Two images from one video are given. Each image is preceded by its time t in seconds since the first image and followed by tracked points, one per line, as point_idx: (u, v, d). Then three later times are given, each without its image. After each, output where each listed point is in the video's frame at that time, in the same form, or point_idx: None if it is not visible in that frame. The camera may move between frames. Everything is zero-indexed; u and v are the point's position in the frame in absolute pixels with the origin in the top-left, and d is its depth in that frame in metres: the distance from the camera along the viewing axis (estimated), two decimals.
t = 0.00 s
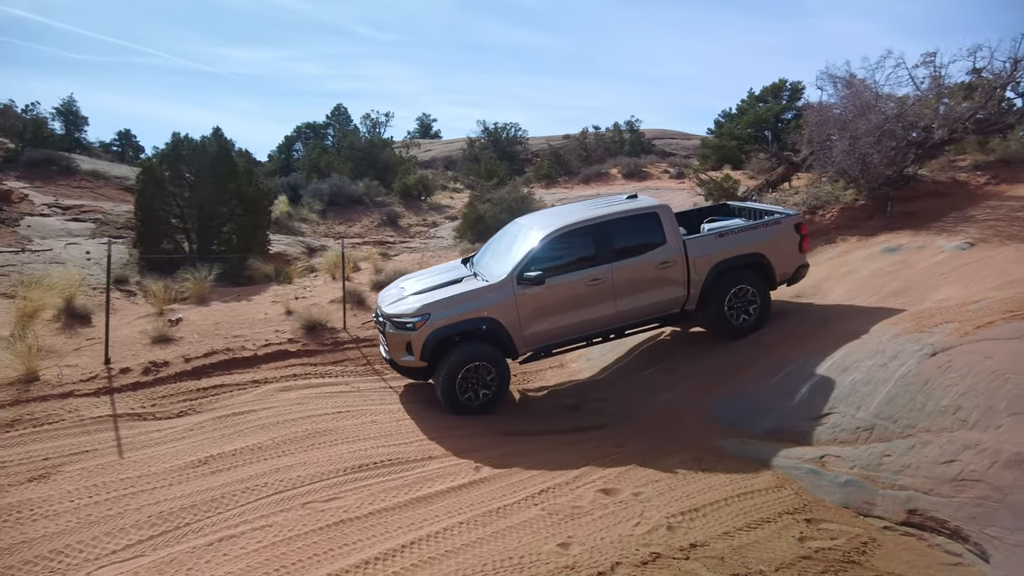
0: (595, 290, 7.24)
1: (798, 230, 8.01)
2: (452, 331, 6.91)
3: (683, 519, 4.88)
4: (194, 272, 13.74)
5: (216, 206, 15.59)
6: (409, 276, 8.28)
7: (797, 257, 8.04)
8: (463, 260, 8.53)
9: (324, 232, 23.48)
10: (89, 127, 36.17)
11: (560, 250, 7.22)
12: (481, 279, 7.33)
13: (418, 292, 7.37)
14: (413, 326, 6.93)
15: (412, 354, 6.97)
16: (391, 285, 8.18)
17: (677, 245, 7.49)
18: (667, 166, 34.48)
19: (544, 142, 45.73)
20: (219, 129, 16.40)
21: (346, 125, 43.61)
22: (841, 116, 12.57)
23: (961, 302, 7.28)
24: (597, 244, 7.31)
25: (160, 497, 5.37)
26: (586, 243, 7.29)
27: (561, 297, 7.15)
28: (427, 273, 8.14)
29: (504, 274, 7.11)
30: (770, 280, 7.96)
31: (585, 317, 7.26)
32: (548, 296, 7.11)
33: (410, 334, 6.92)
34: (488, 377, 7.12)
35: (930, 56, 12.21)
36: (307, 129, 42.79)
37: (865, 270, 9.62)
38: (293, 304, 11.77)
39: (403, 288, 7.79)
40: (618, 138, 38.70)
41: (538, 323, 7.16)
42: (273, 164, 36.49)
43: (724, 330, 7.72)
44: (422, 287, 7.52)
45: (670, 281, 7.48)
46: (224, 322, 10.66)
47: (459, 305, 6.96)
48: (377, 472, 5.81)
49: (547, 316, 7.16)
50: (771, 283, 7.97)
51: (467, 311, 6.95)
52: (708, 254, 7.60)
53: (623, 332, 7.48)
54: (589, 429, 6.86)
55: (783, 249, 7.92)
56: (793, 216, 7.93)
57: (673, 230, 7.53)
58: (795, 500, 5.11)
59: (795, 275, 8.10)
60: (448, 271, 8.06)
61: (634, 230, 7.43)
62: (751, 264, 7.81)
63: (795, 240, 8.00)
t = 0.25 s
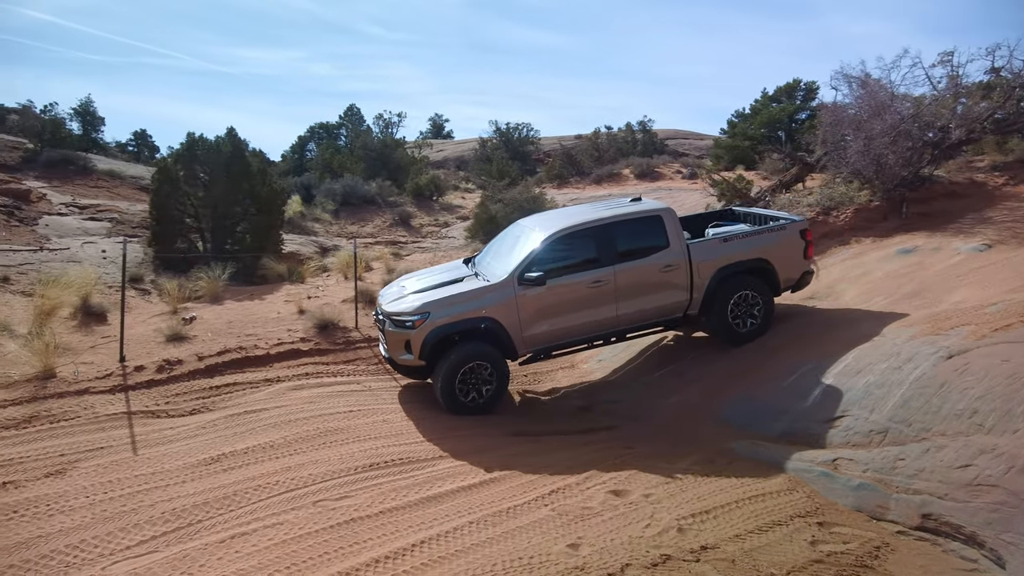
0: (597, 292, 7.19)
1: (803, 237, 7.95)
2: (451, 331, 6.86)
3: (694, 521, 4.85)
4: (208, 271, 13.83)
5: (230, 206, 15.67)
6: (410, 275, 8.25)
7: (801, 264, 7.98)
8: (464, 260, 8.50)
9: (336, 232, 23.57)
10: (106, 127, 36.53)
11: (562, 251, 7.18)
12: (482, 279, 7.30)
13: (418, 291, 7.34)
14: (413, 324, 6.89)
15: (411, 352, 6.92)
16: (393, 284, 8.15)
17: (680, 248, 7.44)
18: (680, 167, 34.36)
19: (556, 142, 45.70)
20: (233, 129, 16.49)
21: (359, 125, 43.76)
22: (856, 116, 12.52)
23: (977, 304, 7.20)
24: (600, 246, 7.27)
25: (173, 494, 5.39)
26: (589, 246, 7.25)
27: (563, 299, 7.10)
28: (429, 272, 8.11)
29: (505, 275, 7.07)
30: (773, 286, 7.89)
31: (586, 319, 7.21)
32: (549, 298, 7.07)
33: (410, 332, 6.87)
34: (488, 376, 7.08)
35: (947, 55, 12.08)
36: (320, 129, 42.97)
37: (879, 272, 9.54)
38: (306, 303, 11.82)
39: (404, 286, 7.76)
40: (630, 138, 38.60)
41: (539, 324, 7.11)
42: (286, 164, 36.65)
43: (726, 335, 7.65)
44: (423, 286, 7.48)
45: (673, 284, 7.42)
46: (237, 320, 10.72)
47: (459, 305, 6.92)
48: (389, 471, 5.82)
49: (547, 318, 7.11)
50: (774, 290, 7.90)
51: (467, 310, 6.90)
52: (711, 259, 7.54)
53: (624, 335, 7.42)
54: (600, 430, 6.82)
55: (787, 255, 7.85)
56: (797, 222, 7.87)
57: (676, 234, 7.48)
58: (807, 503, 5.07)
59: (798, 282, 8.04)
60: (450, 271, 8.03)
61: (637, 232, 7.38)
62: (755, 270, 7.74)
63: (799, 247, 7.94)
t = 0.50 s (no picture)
0: (596, 294, 7.17)
1: (807, 242, 7.86)
2: (448, 330, 6.84)
3: (703, 523, 4.83)
4: (219, 271, 13.90)
5: (241, 206, 15.80)
6: (411, 274, 8.22)
7: (805, 270, 7.89)
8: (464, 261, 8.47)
9: (347, 232, 23.64)
10: (119, 128, 36.79)
11: (562, 253, 7.16)
12: (481, 279, 7.27)
13: (417, 290, 7.32)
14: (410, 323, 6.86)
15: (408, 352, 6.90)
16: (392, 282, 8.12)
17: (681, 252, 7.40)
18: (690, 167, 34.28)
19: (565, 143, 45.66)
20: (245, 129, 16.58)
21: (369, 126, 43.89)
22: (868, 117, 12.46)
23: (991, 307, 7.13)
24: (600, 248, 7.24)
25: (184, 492, 5.41)
26: (589, 248, 7.22)
27: (562, 300, 7.08)
28: (429, 271, 8.10)
29: (504, 275, 7.05)
30: (776, 291, 7.81)
31: (585, 321, 7.19)
32: (548, 299, 7.05)
33: (407, 331, 6.85)
34: (487, 375, 7.05)
35: (962, 55, 11.99)
36: (331, 130, 43.14)
37: (891, 274, 9.46)
38: (316, 303, 11.86)
39: (403, 285, 7.75)
40: (640, 139, 38.50)
41: (537, 325, 7.08)
42: (297, 164, 36.79)
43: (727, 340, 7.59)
44: (422, 285, 7.45)
45: (674, 288, 7.38)
46: (248, 320, 10.77)
47: (457, 304, 6.90)
48: (398, 470, 5.83)
49: (546, 320, 7.08)
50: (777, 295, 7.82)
51: (465, 310, 6.88)
52: (713, 263, 7.49)
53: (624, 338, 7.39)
54: (608, 431, 6.80)
55: (791, 261, 7.77)
56: (801, 227, 7.79)
57: (678, 237, 7.44)
58: (817, 506, 5.03)
59: (803, 289, 7.93)
60: (450, 270, 8.01)
61: (639, 235, 7.34)
62: (757, 275, 7.67)
63: (804, 252, 7.84)
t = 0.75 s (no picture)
0: (596, 296, 7.11)
1: (809, 246, 7.81)
2: (445, 330, 6.80)
3: (710, 525, 4.80)
4: (228, 271, 13.95)
5: (251, 206, 15.86)
6: (409, 273, 8.19)
7: (807, 274, 7.84)
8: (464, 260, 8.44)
9: (355, 232, 23.70)
10: (130, 129, 37.05)
11: (561, 255, 7.11)
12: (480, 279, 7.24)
13: (415, 289, 7.30)
14: (407, 323, 6.84)
15: (405, 351, 6.89)
16: (391, 281, 8.10)
17: (682, 254, 7.34)
18: (699, 168, 34.22)
19: (573, 144, 45.62)
20: (254, 130, 16.66)
21: (378, 126, 44.00)
22: (879, 117, 12.40)
23: (1003, 309, 7.06)
24: (601, 250, 7.19)
25: (192, 491, 5.43)
26: (589, 249, 7.17)
27: (561, 302, 7.03)
28: (429, 270, 8.08)
29: (503, 276, 7.01)
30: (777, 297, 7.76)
31: (585, 323, 7.13)
32: (547, 301, 6.99)
33: (404, 331, 6.83)
34: (483, 375, 6.99)
35: (974, 55, 11.91)
36: (340, 131, 43.28)
37: (901, 275, 9.39)
38: (324, 303, 11.89)
39: (402, 284, 7.73)
40: (649, 139, 38.44)
41: (536, 326, 7.03)
42: (307, 165, 36.92)
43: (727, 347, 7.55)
44: (421, 284, 7.42)
45: (674, 290, 7.33)
46: (257, 320, 10.80)
47: (454, 304, 6.86)
48: (405, 470, 5.82)
49: (544, 321, 7.03)
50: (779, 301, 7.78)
51: (463, 310, 6.84)
52: (714, 267, 7.44)
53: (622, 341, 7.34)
54: (615, 432, 6.78)
55: (792, 265, 7.72)
56: (803, 232, 7.75)
57: (679, 240, 7.39)
58: (825, 509, 5.00)
59: (804, 294, 7.89)
60: (449, 269, 7.98)
61: (639, 237, 7.30)
62: (759, 280, 7.62)
63: (805, 257, 7.80)
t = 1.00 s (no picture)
0: (595, 299, 7.05)
1: (811, 251, 7.77)
2: (442, 330, 6.75)
3: (716, 527, 4.78)
4: (235, 271, 14.00)
5: (258, 207, 15.91)
6: (406, 272, 8.15)
7: (808, 279, 7.80)
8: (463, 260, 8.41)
9: (362, 232, 23.75)
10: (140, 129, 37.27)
11: (560, 256, 7.05)
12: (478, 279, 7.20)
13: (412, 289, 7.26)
14: (404, 322, 6.79)
15: (401, 351, 6.83)
16: (387, 281, 8.07)
17: (683, 257, 7.29)
18: (706, 168, 34.19)
19: (580, 144, 45.59)
20: (262, 131, 16.71)
21: (385, 127, 44.11)
22: (887, 118, 12.34)
23: (1013, 310, 7.01)
24: (601, 251, 7.13)
25: (198, 490, 5.45)
26: (589, 251, 7.11)
27: (560, 303, 6.96)
28: (427, 270, 8.04)
29: (502, 276, 6.95)
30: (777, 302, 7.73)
31: (584, 325, 7.07)
32: (547, 302, 6.92)
33: (400, 330, 6.78)
34: (481, 375, 6.96)
35: (984, 55, 11.82)
36: (347, 131, 43.41)
37: (910, 276, 9.33)
38: (331, 302, 11.92)
39: (399, 284, 7.69)
40: (655, 140, 38.39)
41: (535, 327, 6.96)
42: (314, 165, 37.04)
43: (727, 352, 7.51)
44: (418, 284, 7.38)
45: (674, 293, 7.28)
46: (263, 319, 10.83)
47: (452, 304, 6.81)
48: (411, 470, 5.82)
49: (543, 323, 6.96)
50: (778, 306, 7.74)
51: (460, 310, 6.79)
52: (715, 270, 7.40)
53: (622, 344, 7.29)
54: (621, 433, 6.76)
55: (793, 270, 7.68)
56: (805, 236, 7.71)
57: (679, 242, 7.33)
58: (832, 511, 4.96)
59: (805, 299, 7.85)
60: (448, 269, 7.94)
61: (639, 239, 7.25)
62: (759, 284, 7.59)
63: (806, 261, 7.77)
